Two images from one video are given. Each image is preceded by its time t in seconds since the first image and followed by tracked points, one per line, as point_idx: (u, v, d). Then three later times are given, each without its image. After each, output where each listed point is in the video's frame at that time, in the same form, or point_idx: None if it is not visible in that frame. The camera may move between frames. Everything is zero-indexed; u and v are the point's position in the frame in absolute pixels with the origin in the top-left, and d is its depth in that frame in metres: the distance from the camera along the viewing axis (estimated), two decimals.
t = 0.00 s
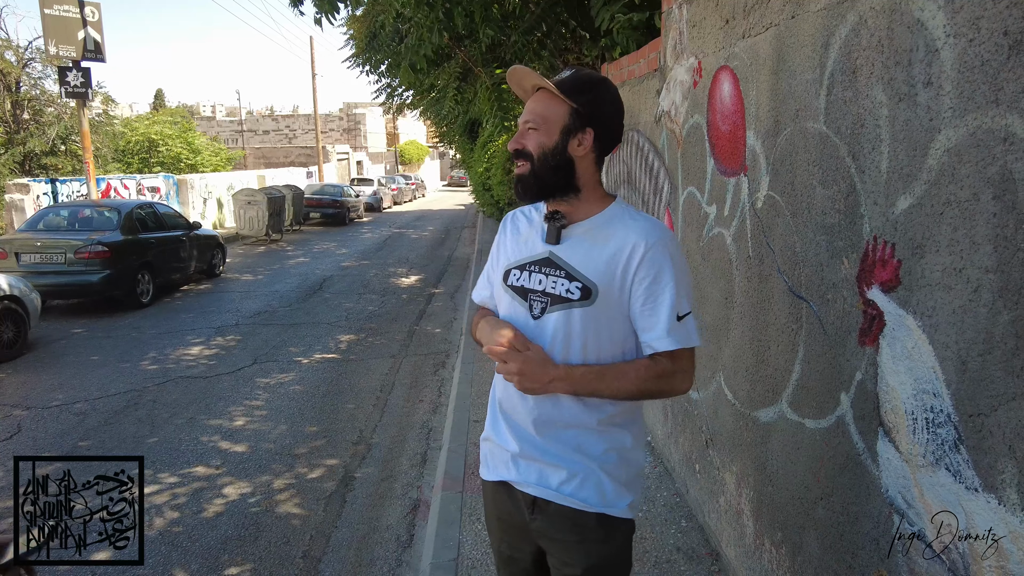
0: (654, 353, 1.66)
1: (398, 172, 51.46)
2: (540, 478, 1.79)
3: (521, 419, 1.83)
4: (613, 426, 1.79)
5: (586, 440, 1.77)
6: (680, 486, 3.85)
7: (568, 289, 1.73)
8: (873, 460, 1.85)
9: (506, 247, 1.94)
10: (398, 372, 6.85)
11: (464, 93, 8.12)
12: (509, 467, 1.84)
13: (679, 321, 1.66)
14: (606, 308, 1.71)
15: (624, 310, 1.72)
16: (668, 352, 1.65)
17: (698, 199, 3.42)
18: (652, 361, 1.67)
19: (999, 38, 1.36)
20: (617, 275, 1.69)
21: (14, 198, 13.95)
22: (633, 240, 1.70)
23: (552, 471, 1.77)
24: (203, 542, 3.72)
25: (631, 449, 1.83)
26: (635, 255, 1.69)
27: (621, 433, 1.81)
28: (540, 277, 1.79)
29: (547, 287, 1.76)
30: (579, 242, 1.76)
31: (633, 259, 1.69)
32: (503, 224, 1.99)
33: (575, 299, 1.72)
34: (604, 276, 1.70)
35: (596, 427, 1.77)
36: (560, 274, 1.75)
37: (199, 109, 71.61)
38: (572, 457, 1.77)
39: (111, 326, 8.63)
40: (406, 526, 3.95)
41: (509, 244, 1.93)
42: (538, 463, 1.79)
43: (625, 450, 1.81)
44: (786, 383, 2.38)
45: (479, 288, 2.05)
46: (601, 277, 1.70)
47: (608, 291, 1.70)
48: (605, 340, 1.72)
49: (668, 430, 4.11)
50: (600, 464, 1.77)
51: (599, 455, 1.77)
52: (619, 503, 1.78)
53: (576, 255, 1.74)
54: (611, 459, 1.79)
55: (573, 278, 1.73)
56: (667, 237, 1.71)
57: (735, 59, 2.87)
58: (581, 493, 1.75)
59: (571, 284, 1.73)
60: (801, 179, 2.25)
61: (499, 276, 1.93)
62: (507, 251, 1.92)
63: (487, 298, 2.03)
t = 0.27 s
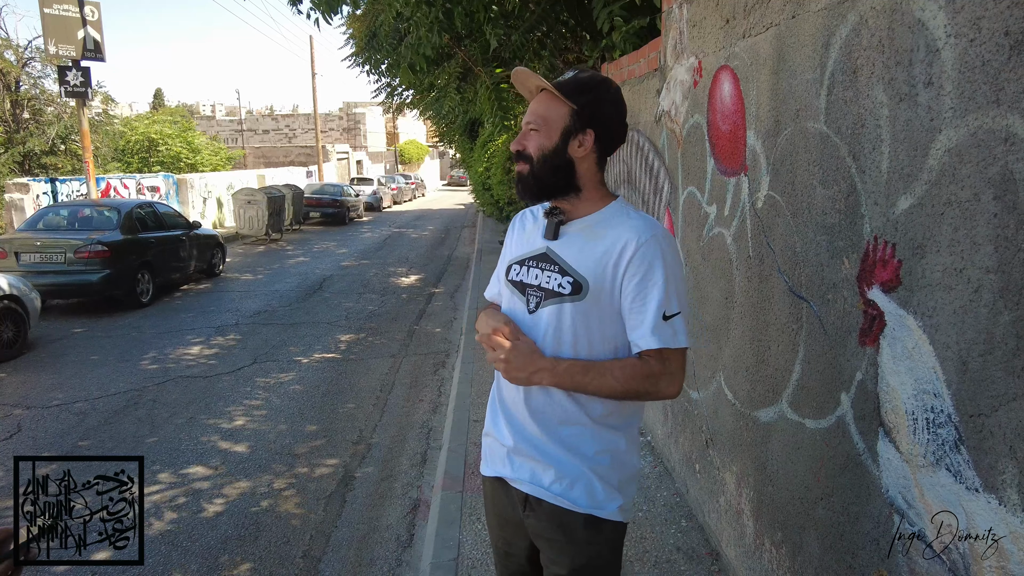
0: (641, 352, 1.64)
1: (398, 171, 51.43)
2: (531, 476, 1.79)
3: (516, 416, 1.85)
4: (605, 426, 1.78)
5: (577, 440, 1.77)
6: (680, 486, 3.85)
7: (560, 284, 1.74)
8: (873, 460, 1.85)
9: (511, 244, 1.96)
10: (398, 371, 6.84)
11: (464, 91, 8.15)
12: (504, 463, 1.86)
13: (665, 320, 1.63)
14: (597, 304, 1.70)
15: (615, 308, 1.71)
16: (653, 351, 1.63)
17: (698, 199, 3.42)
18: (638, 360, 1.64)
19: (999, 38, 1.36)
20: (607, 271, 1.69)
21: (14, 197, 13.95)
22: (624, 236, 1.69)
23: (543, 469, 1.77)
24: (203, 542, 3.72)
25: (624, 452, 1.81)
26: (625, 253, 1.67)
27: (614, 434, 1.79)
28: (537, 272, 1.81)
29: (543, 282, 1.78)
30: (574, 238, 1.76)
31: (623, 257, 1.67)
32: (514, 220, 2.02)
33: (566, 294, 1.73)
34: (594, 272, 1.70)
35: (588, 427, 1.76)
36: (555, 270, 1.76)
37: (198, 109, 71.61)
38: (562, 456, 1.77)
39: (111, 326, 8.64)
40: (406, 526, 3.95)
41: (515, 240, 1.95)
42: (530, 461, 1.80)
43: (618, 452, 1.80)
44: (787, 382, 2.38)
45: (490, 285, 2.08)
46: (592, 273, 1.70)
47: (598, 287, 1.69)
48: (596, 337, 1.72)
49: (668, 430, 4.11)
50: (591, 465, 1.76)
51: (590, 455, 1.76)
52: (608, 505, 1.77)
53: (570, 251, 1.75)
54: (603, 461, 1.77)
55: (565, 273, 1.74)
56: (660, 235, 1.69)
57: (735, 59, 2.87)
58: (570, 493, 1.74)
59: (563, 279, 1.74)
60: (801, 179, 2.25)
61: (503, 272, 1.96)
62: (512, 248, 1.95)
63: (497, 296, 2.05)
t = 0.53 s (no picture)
0: (644, 357, 1.64)
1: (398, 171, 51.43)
2: (530, 476, 1.79)
3: (518, 414, 1.84)
4: (607, 427, 1.78)
5: (577, 441, 1.77)
6: (680, 486, 3.85)
7: (568, 285, 1.74)
8: (873, 460, 1.85)
9: (518, 241, 1.96)
10: (398, 371, 6.85)
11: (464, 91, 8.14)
12: (503, 462, 1.86)
13: (672, 327, 1.63)
14: (604, 306, 1.71)
15: (622, 311, 1.71)
16: (658, 357, 1.62)
17: (698, 199, 3.42)
18: (640, 364, 1.63)
19: (1000, 39, 1.36)
20: (616, 275, 1.69)
21: (13, 197, 13.95)
22: (634, 242, 1.69)
23: (543, 469, 1.77)
24: (203, 542, 3.72)
25: (622, 454, 1.81)
26: (635, 259, 1.67)
27: (615, 437, 1.80)
28: (544, 271, 1.80)
29: (550, 282, 1.77)
30: (583, 241, 1.76)
31: (633, 262, 1.67)
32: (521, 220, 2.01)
33: (574, 295, 1.73)
34: (603, 275, 1.70)
35: (588, 427, 1.77)
36: (563, 269, 1.76)
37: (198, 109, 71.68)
38: (562, 456, 1.76)
39: (110, 326, 8.64)
40: (406, 525, 3.95)
41: (521, 239, 1.94)
42: (530, 460, 1.80)
43: (618, 454, 1.80)
44: (787, 382, 2.38)
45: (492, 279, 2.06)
46: (601, 275, 1.70)
47: (606, 290, 1.70)
48: (602, 340, 1.73)
49: (668, 430, 4.11)
50: (589, 466, 1.76)
51: (590, 456, 1.77)
52: (607, 506, 1.77)
53: (579, 253, 1.75)
54: (603, 462, 1.77)
55: (573, 274, 1.74)
56: (670, 242, 1.69)
57: (735, 59, 2.87)
58: (569, 494, 1.75)
59: (572, 280, 1.74)
60: (801, 179, 2.25)
61: (507, 269, 1.95)
62: (518, 246, 1.94)
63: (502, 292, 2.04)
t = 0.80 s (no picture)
0: (657, 371, 1.66)
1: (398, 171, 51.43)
2: (532, 475, 1.79)
3: (520, 416, 1.83)
4: (610, 430, 1.79)
5: (581, 441, 1.77)
6: (680, 485, 3.85)
7: (578, 293, 1.73)
8: (873, 460, 1.86)
9: (521, 242, 1.93)
10: (398, 371, 6.85)
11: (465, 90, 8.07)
12: (504, 461, 1.85)
13: (686, 345, 1.64)
14: (614, 316, 1.71)
15: (632, 321, 1.71)
16: (671, 373, 1.64)
17: (698, 199, 3.42)
18: (654, 378, 1.66)
19: (1000, 39, 1.36)
20: (628, 287, 1.69)
21: (14, 197, 13.95)
22: (646, 255, 1.68)
23: (546, 469, 1.77)
24: (203, 541, 3.73)
25: (624, 452, 1.83)
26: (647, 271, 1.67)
27: (617, 437, 1.81)
28: (552, 277, 1.78)
29: (557, 289, 1.76)
30: (594, 249, 1.75)
31: (645, 275, 1.67)
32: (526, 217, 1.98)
33: (584, 305, 1.72)
34: (614, 286, 1.69)
35: (590, 427, 1.77)
36: (572, 277, 1.74)
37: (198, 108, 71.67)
38: (565, 456, 1.77)
39: (111, 325, 8.64)
40: (406, 525, 3.96)
41: (527, 238, 1.92)
42: (531, 460, 1.80)
43: (619, 452, 1.81)
44: (787, 382, 2.38)
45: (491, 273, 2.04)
46: (614, 287, 1.69)
47: (617, 302, 1.70)
48: (610, 347, 1.74)
49: (668, 430, 4.11)
50: (592, 464, 1.77)
51: (593, 457, 1.77)
52: (609, 503, 1.78)
53: (590, 262, 1.73)
54: (604, 460, 1.79)
55: (583, 283, 1.72)
56: (684, 257, 1.69)
57: (735, 60, 2.87)
58: (572, 492, 1.75)
59: (582, 289, 1.72)
60: (801, 179, 2.25)
61: (511, 268, 1.92)
62: (523, 246, 1.92)
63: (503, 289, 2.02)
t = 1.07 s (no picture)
0: (663, 380, 1.68)
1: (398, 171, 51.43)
2: (534, 476, 1.79)
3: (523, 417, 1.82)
4: (613, 433, 1.80)
5: (585, 443, 1.77)
6: (680, 485, 3.85)
7: (585, 302, 1.72)
8: (872, 460, 1.86)
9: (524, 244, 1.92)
10: (398, 371, 6.85)
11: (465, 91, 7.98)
12: (506, 462, 1.85)
13: (694, 355, 1.66)
14: (621, 325, 1.71)
15: (639, 330, 1.72)
16: (678, 383, 1.66)
17: (698, 199, 3.42)
18: (660, 387, 1.68)
19: (999, 40, 1.36)
20: (636, 297, 1.69)
21: (14, 197, 13.95)
22: (655, 265, 1.69)
23: (549, 470, 1.77)
24: (203, 541, 3.73)
25: (626, 452, 1.83)
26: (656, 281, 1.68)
27: (619, 438, 1.81)
28: (558, 283, 1.77)
29: (563, 296, 1.75)
30: (601, 257, 1.75)
31: (652, 285, 1.68)
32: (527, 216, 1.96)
33: (591, 313, 1.72)
34: (622, 295, 1.70)
35: (592, 430, 1.77)
36: (579, 285, 1.74)
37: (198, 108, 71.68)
38: (568, 457, 1.77)
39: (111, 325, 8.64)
40: (406, 525, 3.96)
41: (530, 240, 1.91)
42: (534, 461, 1.80)
43: (621, 451, 1.82)
44: (787, 381, 2.38)
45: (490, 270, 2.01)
46: (621, 296, 1.70)
47: (624, 311, 1.70)
48: (616, 355, 1.74)
49: (668, 430, 4.11)
50: (595, 463, 1.77)
51: (595, 458, 1.78)
52: (610, 503, 1.79)
53: (598, 270, 1.73)
54: (606, 459, 1.79)
55: (591, 291, 1.72)
56: (692, 268, 1.70)
57: (735, 60, 2.87)
58: (574, 492, 1.75)
59: (589, 297, 1.72)
60: (801, 179, 2.26)
61: (514, 270, 1.91)
62: (526, 249, 1.90)
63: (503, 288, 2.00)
